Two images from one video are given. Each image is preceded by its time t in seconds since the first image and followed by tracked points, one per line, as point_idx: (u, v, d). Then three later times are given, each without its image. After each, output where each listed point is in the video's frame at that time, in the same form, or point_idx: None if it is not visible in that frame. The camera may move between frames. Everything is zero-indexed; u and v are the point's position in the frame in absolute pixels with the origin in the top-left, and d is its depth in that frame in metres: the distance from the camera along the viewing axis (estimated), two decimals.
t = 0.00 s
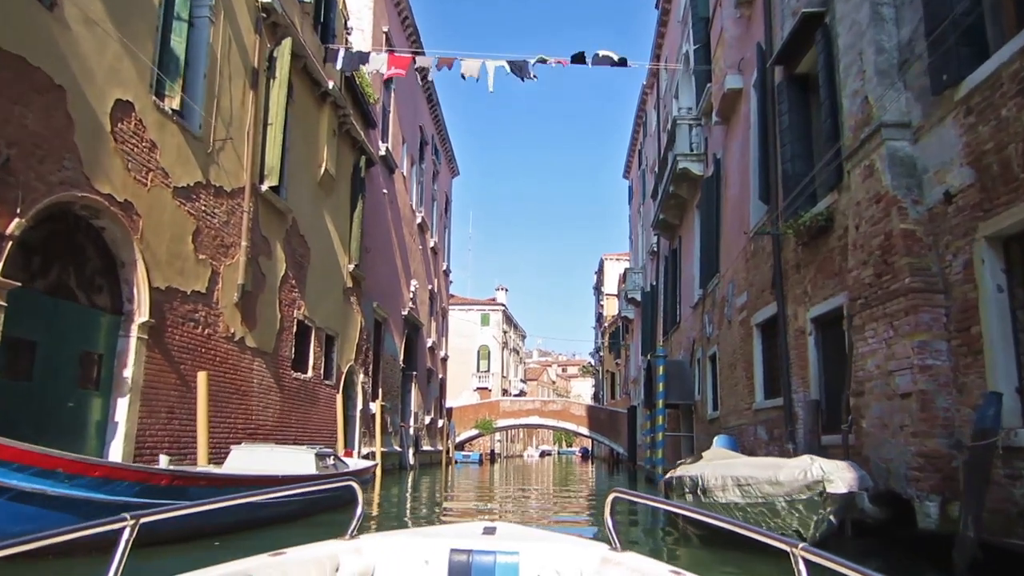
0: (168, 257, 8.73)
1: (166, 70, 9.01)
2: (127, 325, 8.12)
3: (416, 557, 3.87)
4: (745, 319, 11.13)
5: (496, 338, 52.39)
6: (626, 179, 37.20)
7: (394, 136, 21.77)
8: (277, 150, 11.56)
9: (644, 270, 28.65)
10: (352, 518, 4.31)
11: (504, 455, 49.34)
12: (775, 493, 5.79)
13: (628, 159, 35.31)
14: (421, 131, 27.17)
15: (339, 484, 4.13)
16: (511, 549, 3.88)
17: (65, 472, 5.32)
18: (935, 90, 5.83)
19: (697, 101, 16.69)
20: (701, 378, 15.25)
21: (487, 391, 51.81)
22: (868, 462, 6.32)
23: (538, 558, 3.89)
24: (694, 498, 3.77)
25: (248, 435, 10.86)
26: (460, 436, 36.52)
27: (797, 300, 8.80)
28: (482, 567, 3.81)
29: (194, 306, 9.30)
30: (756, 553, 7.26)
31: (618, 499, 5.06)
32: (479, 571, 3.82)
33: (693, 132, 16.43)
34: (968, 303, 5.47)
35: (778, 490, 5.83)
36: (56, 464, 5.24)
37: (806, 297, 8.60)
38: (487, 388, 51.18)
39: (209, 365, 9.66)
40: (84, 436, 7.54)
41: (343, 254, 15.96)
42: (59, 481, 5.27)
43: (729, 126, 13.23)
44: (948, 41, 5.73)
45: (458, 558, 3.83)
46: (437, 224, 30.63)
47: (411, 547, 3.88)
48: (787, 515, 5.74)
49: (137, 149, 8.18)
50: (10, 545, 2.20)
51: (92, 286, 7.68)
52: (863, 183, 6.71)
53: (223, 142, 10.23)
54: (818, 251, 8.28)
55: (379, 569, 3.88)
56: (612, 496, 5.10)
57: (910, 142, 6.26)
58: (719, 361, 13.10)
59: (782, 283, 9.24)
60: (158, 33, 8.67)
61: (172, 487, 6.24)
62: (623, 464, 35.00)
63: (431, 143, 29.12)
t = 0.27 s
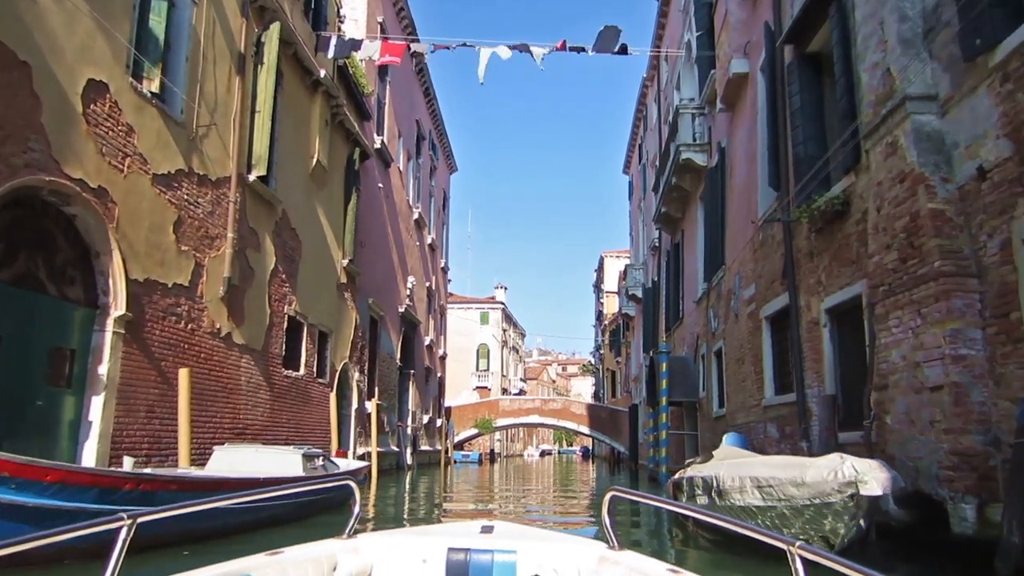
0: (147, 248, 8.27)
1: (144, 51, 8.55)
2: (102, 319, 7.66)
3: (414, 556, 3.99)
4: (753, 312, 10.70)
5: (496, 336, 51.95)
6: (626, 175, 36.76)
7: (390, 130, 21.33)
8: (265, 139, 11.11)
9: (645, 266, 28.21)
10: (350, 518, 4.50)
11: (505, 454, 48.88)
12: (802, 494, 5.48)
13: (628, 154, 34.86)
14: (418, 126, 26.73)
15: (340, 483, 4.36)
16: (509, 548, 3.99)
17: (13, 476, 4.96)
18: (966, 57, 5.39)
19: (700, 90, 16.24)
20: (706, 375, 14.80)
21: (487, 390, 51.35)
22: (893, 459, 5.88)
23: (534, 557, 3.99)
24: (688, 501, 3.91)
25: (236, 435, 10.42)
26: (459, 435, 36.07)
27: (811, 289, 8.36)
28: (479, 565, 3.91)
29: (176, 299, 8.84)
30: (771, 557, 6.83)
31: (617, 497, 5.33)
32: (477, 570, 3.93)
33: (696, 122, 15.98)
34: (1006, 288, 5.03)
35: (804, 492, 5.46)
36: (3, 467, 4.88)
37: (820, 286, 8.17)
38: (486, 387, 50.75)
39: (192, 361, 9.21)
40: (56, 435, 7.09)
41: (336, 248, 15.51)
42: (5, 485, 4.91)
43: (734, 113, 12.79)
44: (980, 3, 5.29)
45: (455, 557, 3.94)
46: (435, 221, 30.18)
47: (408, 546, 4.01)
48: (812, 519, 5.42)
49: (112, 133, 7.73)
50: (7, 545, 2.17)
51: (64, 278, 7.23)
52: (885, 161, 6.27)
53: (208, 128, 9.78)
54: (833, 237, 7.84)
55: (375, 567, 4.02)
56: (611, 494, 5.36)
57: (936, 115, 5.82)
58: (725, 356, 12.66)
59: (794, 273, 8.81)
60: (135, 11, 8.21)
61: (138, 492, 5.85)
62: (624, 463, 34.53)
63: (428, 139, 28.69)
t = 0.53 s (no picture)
0: (120, 234, 7.74)
1: (118, 24, 8.03)
2: (69, 310, 7.12)
3: (411, 555, 3.91)
4: (764, 305, 10.18)
5: (495, 335, 51.45)
6: (627, 170, 36.22)
7: (386, 122, 20.81)
8: (252, 123, 10.59)
9: (647, 262, 27.69)
10: (346, 516, 4.37)
11: (504, 454, 48.35)
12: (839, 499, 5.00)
13: (629, 149, 34.33)
14: (416, 119, 26.21)
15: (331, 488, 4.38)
16: (507, 548, 3.89)
17: None
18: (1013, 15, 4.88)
19: (705, 77, 15.72)
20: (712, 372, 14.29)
21: (486, 389, 50.80)
22: (927, 460, 5.36)
23: (533, 556, 3.89)
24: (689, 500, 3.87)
25: (220, 435, 9.91)
26: (458, 435, 35.54)
27: (829, 278, 7.84)
28: (476, 564, 3.82)
29: (152, 291, 8.33)
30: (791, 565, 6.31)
31: (613, 499, 5.45)
32: (473, 569, 3.84)
33: (701, 110, 15.46)
34: None
35: (842, 496, 4.97)
36: None
37: (839, 274, 7.65)
38: (485, 386, 50.21)
39: (171, 356, 8.69)
40: (19, 434, 6.56)
41: (329, 241, 14.99)
42: None
43: (743, 98, 12.27)
44: None
45: (453, 555, 3.85)
46: (433, 216, 29.67)
47: (405, 545, 3.93)
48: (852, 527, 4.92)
49: (80, 110, 7.20)
50: None
51: (26, 264, 6.70)
52: (917, 135, 5.75)
53: (189, 110, 9.26)
54: (854, 221, 7.32)
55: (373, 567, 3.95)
56: (609, 494, 5.49)
57: (975, 82, 5.30)
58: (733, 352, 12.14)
59: (810, 261, 8.29)
60: None
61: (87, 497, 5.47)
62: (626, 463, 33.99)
63: (426, 133, 28.17)
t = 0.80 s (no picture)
0: (95, 220, 7.30)
1: None
2: (38, 300, 6.67)
3: (410, 554, 3.95)
4: (775, 299, 9.74)
5: (495, 334, 51.00)
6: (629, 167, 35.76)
7: (383, 114, 20.37)
8: (239, 109, 10.16)
9: (649, 260, 27.23)
10: (347, 514, 4.47)
11: (503, 455, 47.85)
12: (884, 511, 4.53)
13: (631, 146, 33.89)
14: (414, 113, 25.77)
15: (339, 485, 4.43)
16: (505, 546, 3.94)
17: None
18: None
19: (711, 67, 15.28)
20: (718, 370, 13.84)
21: (485, 389, 50.35)
22: (963, 462, 4.92)
23: (529, 556, 3.94)
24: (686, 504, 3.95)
25: (204, 434, 9.46)
26: (456, 435, 35.07)
27: (848, 269, 7.40)
28: (473, 563, 3.87)
29: (130, 281, 7.88)
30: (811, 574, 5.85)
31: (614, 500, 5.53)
32: (471, 567, 3.89)
33: (707, 101, 15.02)
34: None
35: (884, 506, 4.52)
36: None
37: (859, 265, 7.20)
38: (485, 386, 49.76)
39: (151, 351, 8.25)
40: None
41: (323, 234, 14.56)
42: None
43: (751, 86, 11.83)
44: None
45: (451, 554, 3.90)
46: (431, 212, 29.22)
47: (404, 544, 3.97)
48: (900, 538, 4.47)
49: (50, 87, 6.75)
50: None
51: None
52: (950, 109, 5.31)
53: (172, 92, 8.81)
54: (876, 208, 6.88)
55: (373, 566, 3.99)
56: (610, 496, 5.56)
57: (1016, 50, 4.85)
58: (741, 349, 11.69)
59: (827, 252, 7.85)
60: None
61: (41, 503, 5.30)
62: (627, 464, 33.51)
63: (425, 128, 27.75)
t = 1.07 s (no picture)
0: (66, 205, 6.85)
1: None
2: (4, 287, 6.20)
3: (408, 554, 3.76)
4: (787, 293, 9.28)
5: (495, 334, 50.56)
6: (630, 164, 35.31)
7: (380, 107, 19.92)
8: (226, 93, 9.70)
9: (651, 257, 26.79)
10: (346, 515, 4.69)
11: (503, 456, 47.38)
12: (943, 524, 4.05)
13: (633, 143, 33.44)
14: (413, 107, 25.32)
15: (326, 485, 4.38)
16: (506, 546, 3.76)
17: None
18: None
19: (716, 56, 14.84)
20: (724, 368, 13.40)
21: (485, 389, 49.90)
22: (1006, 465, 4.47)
23: (532, 555, 3.76)
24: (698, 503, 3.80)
25: (186, 434, 9.01)
26: (455, 435, 34.61)
27: (868, 258, 6.96)
28: (474, 563, 3.68)
29: (106, 271, 7.43)
30: None
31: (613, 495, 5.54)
32: (471, 567, 3.71)
33: (712, 91, 14.57)
34: None
35: (941, 519, 4.07)
36: None
37: (881, 254, 6.76)
38: (484, 385, 49.25)
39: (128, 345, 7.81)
40: None
41: (317, 228, 14.10)
42: None
43: (760, 73, 11.38)
44: None
45: (451, 554, 3.72)
46: (430, 209, 28.76)
47: (402, 543, 3.78)
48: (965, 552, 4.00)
49: (16, 61, 6.31)
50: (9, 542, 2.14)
51: None
52: (990, 79, 4.87)
53: (154, 73, 8.36)
54: (900, 192, 6.43)
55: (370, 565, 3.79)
56: (610, 491, 5.54)
57: None
58: (749, 345, 11.23)
59: (845, 241, 7.40)
60: None
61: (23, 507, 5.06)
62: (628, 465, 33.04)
63: (423, 123, 27.30)
